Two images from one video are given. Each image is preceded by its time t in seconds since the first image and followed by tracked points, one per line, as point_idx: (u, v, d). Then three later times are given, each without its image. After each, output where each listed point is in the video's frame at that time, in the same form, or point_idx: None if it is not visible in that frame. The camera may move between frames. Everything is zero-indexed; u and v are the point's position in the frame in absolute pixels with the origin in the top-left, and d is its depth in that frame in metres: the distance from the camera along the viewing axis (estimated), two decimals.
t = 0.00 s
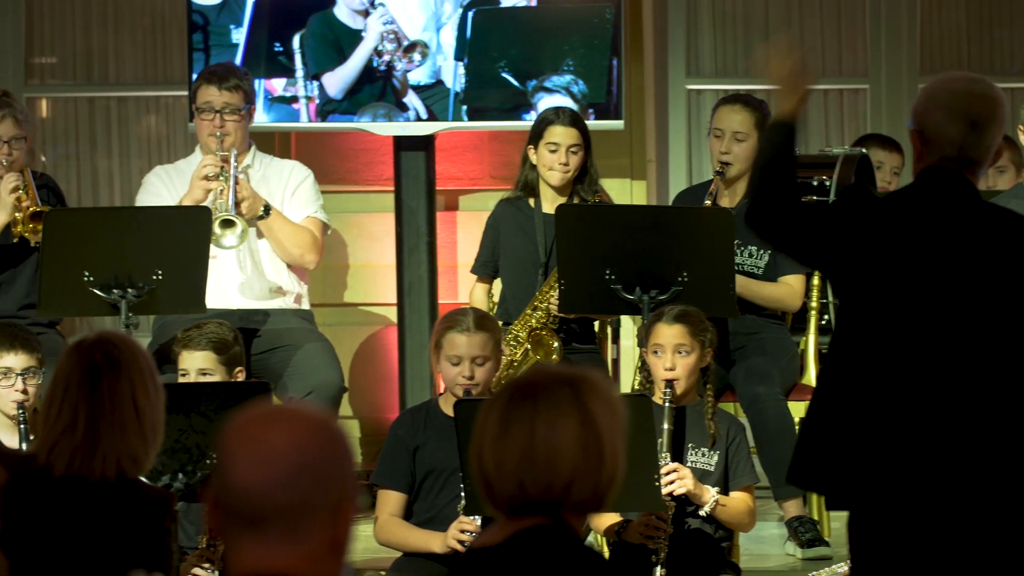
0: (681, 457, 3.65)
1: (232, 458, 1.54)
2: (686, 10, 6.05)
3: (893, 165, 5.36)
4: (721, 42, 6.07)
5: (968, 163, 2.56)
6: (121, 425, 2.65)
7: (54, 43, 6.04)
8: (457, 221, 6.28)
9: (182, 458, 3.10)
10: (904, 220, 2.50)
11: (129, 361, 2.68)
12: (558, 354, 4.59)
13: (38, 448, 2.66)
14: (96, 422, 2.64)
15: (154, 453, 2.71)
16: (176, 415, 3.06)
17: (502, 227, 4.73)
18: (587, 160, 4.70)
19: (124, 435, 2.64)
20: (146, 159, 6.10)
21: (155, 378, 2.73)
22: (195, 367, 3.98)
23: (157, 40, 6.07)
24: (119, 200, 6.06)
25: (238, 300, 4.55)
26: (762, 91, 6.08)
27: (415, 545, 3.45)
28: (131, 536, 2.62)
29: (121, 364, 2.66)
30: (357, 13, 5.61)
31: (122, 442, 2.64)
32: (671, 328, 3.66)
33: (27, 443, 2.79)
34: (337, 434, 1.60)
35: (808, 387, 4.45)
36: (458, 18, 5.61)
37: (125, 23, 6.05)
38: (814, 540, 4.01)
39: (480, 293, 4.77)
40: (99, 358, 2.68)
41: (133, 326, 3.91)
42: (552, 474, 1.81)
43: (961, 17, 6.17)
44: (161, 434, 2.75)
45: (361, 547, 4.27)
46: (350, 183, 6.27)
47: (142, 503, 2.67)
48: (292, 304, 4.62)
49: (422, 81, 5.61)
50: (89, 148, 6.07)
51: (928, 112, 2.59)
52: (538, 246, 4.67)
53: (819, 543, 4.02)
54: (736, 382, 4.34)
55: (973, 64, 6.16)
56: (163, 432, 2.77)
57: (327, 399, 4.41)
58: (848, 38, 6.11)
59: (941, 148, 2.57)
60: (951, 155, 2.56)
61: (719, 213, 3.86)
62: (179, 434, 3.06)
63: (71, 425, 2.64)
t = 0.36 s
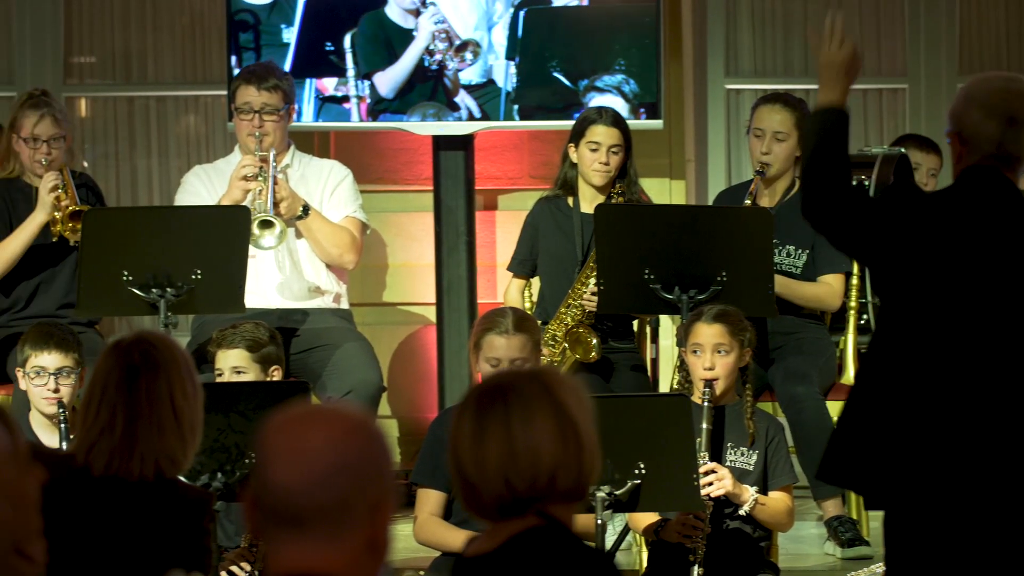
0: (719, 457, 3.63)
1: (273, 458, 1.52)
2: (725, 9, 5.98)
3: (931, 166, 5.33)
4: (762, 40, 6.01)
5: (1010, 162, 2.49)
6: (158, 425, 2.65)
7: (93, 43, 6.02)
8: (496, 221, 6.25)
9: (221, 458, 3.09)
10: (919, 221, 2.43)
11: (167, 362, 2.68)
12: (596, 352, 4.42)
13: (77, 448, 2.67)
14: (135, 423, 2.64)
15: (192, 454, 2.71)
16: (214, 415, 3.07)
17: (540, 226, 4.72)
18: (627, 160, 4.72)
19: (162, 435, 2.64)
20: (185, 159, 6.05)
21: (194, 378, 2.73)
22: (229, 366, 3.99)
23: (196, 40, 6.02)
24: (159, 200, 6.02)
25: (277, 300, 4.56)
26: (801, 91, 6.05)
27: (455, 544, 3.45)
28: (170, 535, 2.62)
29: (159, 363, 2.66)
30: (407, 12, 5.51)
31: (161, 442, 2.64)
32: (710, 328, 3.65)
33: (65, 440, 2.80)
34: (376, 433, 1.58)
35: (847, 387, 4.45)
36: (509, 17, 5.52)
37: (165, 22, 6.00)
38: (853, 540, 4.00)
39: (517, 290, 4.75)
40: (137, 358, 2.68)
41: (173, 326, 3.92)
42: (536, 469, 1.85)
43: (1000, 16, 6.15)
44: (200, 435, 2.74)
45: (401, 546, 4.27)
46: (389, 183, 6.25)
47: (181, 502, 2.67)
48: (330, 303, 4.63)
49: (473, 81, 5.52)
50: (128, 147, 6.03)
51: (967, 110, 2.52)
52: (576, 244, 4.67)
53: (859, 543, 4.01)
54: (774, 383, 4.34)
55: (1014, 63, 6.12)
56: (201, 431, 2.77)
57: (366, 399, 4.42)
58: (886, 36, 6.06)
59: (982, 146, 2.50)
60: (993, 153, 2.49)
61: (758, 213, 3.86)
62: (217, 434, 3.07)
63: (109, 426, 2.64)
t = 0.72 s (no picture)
0: (751, 457, 3.63)
1: (300, 461, 1.57)
2: (757, 7, 6.04)
3: (963, 166, 5.34)
4: (793, 38, 6.08)
5: None
6: (191, 424, 2.64)
7: (125, 43, 6.04)
8: (528, 220, 6.25)
9: (252, 457, 3.08)
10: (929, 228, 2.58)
11: (198, 361, 2.69)
12: (629, 346, 4.42)
13: (109, 448, 2.67)
14: (166, 423, 2.64)
15: (224, 453, 2.70)
16: (247, 414, 3.08)
17: (572, 226, 4.73)
18: (660, 160, 4.71)
19: (194, 435, 2.64)
20: (217, 158, 6.05)
21: (227, 377, 2.72)
22: (266, 366, 3.98)
23: (227, 42, 6.02)
24: (190, 200, 6.03)
25: (309, 300, 4.58)
26: (833, 91, 6.07)
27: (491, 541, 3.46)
28: (200, 534, 2.62)
29: (191, 363, 2.67)
30: (450, 12, 5.53)
31: (193, 441, 2.63)
32: (742, 328, 3.69)
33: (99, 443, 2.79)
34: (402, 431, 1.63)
35: (880, 387, 4.42)
36: (551, 17, 5.51)
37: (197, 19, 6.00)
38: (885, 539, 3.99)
39: (551, 291, 4.76)
40: (169, 358, 2.69)
41: (204, 326, 3.92)
42: (528, 472, 1.84)
43: None
44: (231, 434, 2.73)
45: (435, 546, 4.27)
46: (421, 183, 6.29)
47: (214, 503, 2.65)
48: (363, 302, 4.64)
49: (515, 81, 5.54)
50: (160, 147, 6.05)
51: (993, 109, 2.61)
52: (608, 243, 4.68)
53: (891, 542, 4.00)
54: (806, 382, 4.30)
55: None
56: (233, 431, 2.76)
57: (398, 399, 4.39)
58: (919, 35, 6.06)
59: (1007, 141, 2.58)
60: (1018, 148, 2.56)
61: (791, 213, 3.86)
62: (250, 433, 3.07)
63: (140, 425, 2.64)
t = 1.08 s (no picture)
0: (781, 457, 3.63)
1: (334, 461, 1.49)
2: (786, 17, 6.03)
3: (992, 166, 5.35)
4: (822, 35, 6.07)
5: None
6: (220, 424, 2.64)
7: (156, 43, 6.09)
8: (558, 220, 6.26)
9: (282, 457, 3.09)
10: (949, 229, 2.45)
11: (229, 361, 2.69)
12: (659, 336, 4.43)
13: (139, 448, 2.67)
14: (196, 422, 2.64)
15: (254, 453, 2.70)
16: (277, 414, 3.08)
17: (602, 225, 4.75)
18: (692, 162, 4.67)
19: (224, 435, 2.64)
20: (246, 157, 6.10)
21: (256, 377, 2.72)
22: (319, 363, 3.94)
23: (257, 39, 6.07)
24: (220, 199, 6.07)
25: (338, 299, 4.58)
26: (863, 91, 6.09)
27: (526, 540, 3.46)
28: (232, 533, 2.61)
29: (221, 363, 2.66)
30: (490, 11, 5.55)
31: (223, 442, 2.63)
32: (772, 326, 3.68)
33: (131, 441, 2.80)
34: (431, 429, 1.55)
35: (910, 387, 4.46)
36: (591, 17, 5.54)
37: (226, 22, 6.05)
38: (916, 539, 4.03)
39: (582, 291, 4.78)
40: (199, 357, 2.68)
41: (233, 325, 3.92)
42: (529, 477, 1.86)
43: None
44: (261, 434, 2.73)
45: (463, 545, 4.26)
46: (451, 182, 6.29)
47: (245, 501, 2.66)
48: (392, 301, 4.65)
49: (554, 80, 5.56)
50: (190, 146, 6.09)
51: None
52: (637, 242, 4.70)
53: (922, 543, 4.02)
54: (835, 383, 4.31)
55: None
56: (263, 430, 2.77)
57: (428, 398, 4.39)
58: (949, 35, 6.09)
59: None
60: None
61: (821, 213, 3.87)
62: (279, 433, 3.08)
63: (170, 424, 2.64)
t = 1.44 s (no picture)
0: (810, 457, 3.64)
1: (362, 460, 1.41)
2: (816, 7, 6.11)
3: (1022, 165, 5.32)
4: (851, 38, 6.16)
5: None
6: (248, 424, 2.65)
7: (184, 43, 6.19)
8: (586, 220, 6.26)
9: (311, 457, 3.10)
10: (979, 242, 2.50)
11: (257, 361, 2.70)
12: (686, 334, 4.41)
13: (167, 448, 2.68)
14: (224, 421, 2.65)
15: (281, 453, 2.70)
16: (305, 414, 3.09)
17: (630, 225, 4.78)
18: (720, 162, 4.67)
19: (252, 434, 2.64)
20: (274, 157, 6.19)
21: (283, 377, 2.73)
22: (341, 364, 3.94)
23: (286, 41, 6.17)
24: (249, 198, 6.15)
25: (367, 299, 4.59)
26: (891, 91, 6.15)
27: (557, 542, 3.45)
28: (260, 534, 2.61)
29: (249, 362, 2.67)
30: (527, 12, 5.61)
31: (251, 441, 2.64)
32: (800, 326, 3.70)
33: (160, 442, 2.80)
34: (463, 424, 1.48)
35: (938, 387, 4.44)
36: (629, 16, 5.62)
37: (256, 20, 6.15)
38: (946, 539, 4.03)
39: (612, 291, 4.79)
40: (227, 357, 2.70)
41: (261, 324, 3.91)
42: (558, 478, 1.81)
43: None
44: (288, 434, 2.73)
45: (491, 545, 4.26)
46: (480, 181, 6.32)
47: (272, 502, 2.65)
48: (421, 301, 4.66)
49: (592, 80, 5.62)
50: (219, 147, 6.18)
51: None
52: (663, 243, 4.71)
53: (951, 542, 4.03)
54: (864, 383, 4.33)
55: None
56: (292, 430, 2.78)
57: (456, 398, 4.39)
58: (977, 35, 6.14)
59: None
60: None
61: (849, 212, 3.90)
62: (307, 433, 3.08)
63: (198, 424, 2.65)
